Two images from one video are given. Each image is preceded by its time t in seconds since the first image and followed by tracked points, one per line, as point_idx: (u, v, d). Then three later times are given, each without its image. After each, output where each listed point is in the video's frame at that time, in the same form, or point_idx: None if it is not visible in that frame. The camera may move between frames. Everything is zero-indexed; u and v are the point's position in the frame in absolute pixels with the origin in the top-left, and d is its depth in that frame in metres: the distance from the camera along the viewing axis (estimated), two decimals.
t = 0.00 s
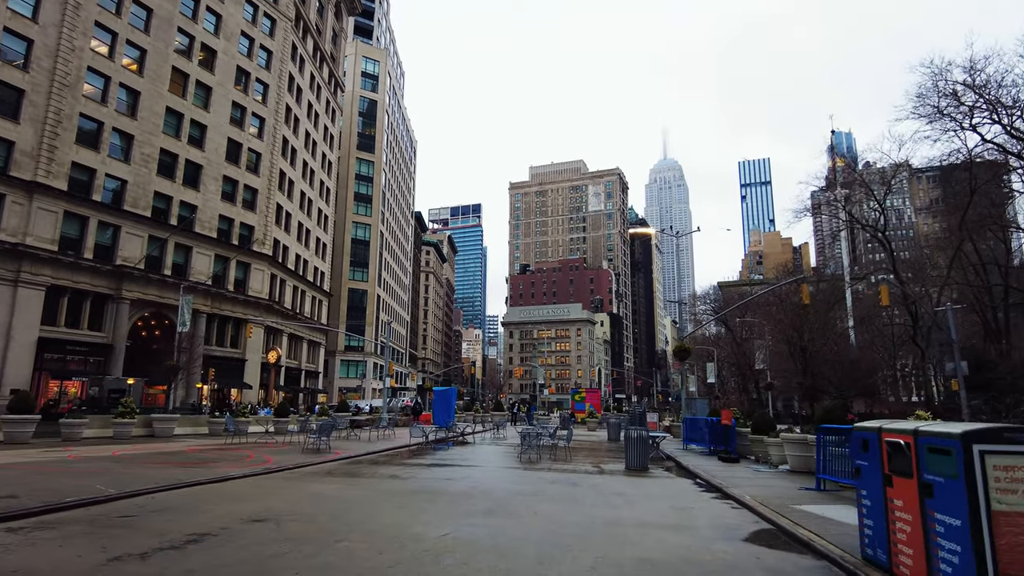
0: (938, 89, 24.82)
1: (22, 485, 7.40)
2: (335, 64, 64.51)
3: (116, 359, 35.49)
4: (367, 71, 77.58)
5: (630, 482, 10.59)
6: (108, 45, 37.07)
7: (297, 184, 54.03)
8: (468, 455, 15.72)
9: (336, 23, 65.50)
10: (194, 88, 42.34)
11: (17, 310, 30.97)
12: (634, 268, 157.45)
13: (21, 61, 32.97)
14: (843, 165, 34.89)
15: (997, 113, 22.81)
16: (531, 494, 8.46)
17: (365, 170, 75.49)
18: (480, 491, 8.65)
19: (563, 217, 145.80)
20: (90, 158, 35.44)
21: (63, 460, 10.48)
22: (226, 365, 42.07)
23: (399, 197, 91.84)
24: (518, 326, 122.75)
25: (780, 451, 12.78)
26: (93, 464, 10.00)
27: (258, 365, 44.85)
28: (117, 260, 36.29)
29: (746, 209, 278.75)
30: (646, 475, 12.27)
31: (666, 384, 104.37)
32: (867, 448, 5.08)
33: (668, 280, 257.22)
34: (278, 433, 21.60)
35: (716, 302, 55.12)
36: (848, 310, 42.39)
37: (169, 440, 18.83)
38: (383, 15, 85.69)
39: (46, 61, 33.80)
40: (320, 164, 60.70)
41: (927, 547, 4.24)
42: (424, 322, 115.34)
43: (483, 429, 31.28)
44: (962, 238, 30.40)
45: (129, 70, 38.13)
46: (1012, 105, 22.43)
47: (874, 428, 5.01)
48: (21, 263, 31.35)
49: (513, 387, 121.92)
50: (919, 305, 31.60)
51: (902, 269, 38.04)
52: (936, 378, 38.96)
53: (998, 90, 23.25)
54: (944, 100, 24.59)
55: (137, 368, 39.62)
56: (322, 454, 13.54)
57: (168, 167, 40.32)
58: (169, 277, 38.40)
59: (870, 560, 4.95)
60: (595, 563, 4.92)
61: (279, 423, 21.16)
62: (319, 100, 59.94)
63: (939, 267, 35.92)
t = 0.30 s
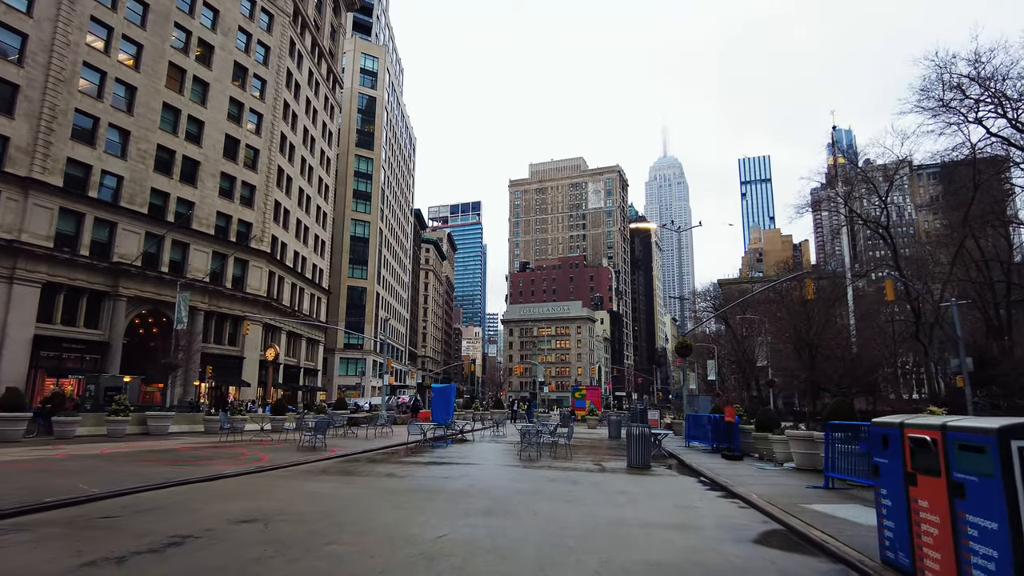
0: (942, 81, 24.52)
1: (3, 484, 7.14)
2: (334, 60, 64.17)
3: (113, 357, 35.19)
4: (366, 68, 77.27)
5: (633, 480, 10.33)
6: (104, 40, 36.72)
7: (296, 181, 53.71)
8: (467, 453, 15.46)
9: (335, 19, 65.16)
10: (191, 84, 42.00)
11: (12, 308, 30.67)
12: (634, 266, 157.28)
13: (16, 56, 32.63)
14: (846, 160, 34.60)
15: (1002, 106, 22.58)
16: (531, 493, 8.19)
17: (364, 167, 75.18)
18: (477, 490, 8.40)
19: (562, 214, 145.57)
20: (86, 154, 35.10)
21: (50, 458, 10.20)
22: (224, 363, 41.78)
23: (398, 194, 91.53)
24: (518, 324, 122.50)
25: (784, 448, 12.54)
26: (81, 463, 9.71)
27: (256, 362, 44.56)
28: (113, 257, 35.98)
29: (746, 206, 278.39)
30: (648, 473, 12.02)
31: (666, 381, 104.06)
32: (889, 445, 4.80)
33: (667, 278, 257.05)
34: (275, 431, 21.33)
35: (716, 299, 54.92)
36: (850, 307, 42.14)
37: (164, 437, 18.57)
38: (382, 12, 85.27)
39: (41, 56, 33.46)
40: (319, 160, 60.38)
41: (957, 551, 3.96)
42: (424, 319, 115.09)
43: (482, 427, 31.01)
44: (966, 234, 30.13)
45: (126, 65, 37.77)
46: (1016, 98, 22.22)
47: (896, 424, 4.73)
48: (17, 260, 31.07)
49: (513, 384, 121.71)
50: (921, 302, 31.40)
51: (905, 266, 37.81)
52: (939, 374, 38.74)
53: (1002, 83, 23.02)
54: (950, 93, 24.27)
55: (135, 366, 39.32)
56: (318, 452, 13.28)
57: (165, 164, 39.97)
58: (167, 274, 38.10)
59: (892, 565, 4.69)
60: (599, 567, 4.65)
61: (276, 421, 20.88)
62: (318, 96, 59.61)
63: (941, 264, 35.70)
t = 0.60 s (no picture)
0: (949, 70, 24.06)
1: None
2: (333, 52, 63.62)
3: (111, 351, 34.93)
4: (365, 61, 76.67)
5: (638, 475, 10.08)
6: (100, 31, 36.26)
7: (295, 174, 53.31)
8: (467, 447, 15.23)
9: (334, 11, 64.58)
10: (189, 76, 41.57)
11: (9, 301, 30.35)
12: (635, 260, 156.90)
13: (11, 47, 32.23)
14: (851, 152, 34.15)
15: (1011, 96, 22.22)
16: (534, 489, 7.96)
17: (364, 160, 74.77)
18: (479, 486, 8.16)
19: (563, 208, 145.08)
20: (83, 146, 34.73)
21: (40, 452, 9.96)
22: (223, 357, 41.58)
23: (398, 188, 91.13)
24: (519, 317, 122.22)
25: (792, 443, 12.31)
26: (71, 457, 9.46)
27: (256, 356, 44.33)
28: (111, 250, 35.67)
29: (746, 200, 277.54)
30: (652, 468, 11.78)
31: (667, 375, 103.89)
32: (920, 441, 4.54)
33: (667, 272, 256.67)
34: (273, 425, 21.11)
35: (718, 293, 54.65)
36: (852, 300, 41.87)
37: (161, 431, 18.33)
38: (382, 4, 84.54)
39: (37, 47, 33.06)
40: (319, 153, 59.97)
41: (996, 553, 3.69)
42: (424, 313, 114.87)
43: (483, 421, 30.81)
44: (970, 228, 29.58)
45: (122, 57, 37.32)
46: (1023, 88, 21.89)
47: (929, 418, 4.47)
48: (13, 253, 30.77)
49: (513, 378, 121.62)
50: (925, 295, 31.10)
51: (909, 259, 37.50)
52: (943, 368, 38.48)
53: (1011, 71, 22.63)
54: (958, 83, 23.88)
55: (134, 359, 39.11)
56: (316, 446, 13.06)
57: (163, 156, 39.57)
58: (165, 267, 37.81)
59: (921, 567, 4.45)
60: (607, 569, 4.39)
61: (274, 415, 20.65)
62: (318, 89, 59.14)
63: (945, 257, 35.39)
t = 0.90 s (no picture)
0: (961, 55, 23.48)
1: None
2: (333, 39, 62.83)
3: (111, 340, 34.67)
4: (365, 48, 75.85)
5: (644, 466, 9.84)
6: (97, 16, 35.68)
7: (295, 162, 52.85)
8: (468, 437, 15.00)
9: None
10: (188, 62, 41.02)
11: (7, 290, 30.07)
12: (636, 249, 156.34)
13: (6, 32, 31.72)
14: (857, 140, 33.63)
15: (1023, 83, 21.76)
16: (538, 480, 7.72)
17: (364, 149, 74.22)
18: (482, 477, 7.93)
19: (564, 197, 144.39)
20: (81, 133, 34.28)
21: (31, 442, 9.72)
22: (223, 346, 41.43)
23: (399, 177, 90.55)
24: (520, 307, 121.97)
25: (801, 433, 12.08)
26: (62, 448, 9.23)
27: (256, 345, 44.13)
28: (110, 238, 35.36)
29: (749, 190, 276.25)
30: (658, 458, 11.55)
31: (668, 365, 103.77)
32: (957, 433, 4.27)
33: (669, 262, 256.11)
34: (272, 414, 20.91)
35: (719, 282, 54.35)
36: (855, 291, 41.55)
37: (158, 420, 18.11)
38: None
39: (32, 32, 32.55)
40: (319, 141, 59.44)
41: None
42: (425, 303, 114.66)
43: (485, 410, 30.58)
44: (977, 216, 29.01)
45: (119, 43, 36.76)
46: None
47: (966, 408, 4.21)
48: (10, 241, 30.46)
49: (515, 368, 121.67)
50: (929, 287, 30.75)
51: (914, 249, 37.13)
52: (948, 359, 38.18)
53: None
54: (970, 69, 23.37)
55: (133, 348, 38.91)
56: (315, 436, 12.84)
57: (162, 143, 39.11)
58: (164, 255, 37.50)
59: (958, 567, 4.21)
60: (620, 567, 4.14)
61: (273, 404, 20.46)
62: (318, 76, 58.50)
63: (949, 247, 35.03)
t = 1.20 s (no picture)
0: (972, 36, 22.91)
1: None
2: (332, 23, 61.96)
3: (110, 328, 34.41)
4: (365, 33, 74.96)
5: (650, 455, 9.59)
6: None
7: (294, 148, 52.31)
8: (469, 425, 14.76)
9: None
10: (185, 47, 40.39)
11: (4, 277, 29.78)
12: (638, 237, 155.84)
13: None
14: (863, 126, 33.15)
15: None
16: (542, 471, 7.47)
17: (364, 136, 73.56)
18: (484, 467, 7.69)
19: (565, 185, 143.61)
20: (77, 118, 33.75)
21: (21, 431, 9.49)
22: (223, 334, 41.23)
23: (399, 164, 89.94)
24: (521, 295, 121.74)
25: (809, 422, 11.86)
26: (52, 436, 8.99)
27: (256, 333, 43.93)
28: (107, 225, 35.00)
29: (750, 177, 274.93)
30: (663, 447, 11.33)
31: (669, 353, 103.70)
32: (998, 423, 4.10)
33: (670, 250, 255.44)
34: (272, 401, 20.72)
35: (721, 270, 54.04)
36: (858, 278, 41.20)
37: (156, 408, 17.91)
38: None
39: (25, 15, 31.89)
40: (318, 127, 58.85)
41: None
42: (425, 290, 114.45)
43: (486, 398, 30.40)
44: (982, 204, 28.44)
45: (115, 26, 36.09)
46: None
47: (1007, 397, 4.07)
48: (6, 228, 30.10)
49: (516, 356, 121.66)
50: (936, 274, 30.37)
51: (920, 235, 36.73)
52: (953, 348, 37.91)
53: None
54: (982, 51, 22.84)
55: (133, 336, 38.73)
56: (313, 424, 12.61)
57: (159, 129, 38.60)
58: (162, 242, 37.16)
59: (997, 567, 3.96)
60: (633, 566, 3.89)
61: (272, 392, 20.25)
62: (317, 61, 57.74)
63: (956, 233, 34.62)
